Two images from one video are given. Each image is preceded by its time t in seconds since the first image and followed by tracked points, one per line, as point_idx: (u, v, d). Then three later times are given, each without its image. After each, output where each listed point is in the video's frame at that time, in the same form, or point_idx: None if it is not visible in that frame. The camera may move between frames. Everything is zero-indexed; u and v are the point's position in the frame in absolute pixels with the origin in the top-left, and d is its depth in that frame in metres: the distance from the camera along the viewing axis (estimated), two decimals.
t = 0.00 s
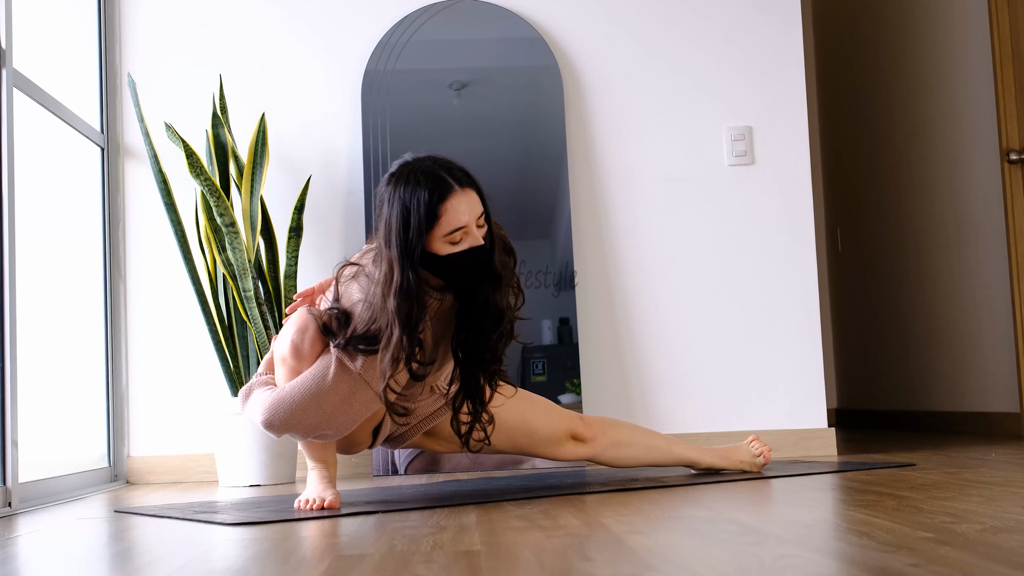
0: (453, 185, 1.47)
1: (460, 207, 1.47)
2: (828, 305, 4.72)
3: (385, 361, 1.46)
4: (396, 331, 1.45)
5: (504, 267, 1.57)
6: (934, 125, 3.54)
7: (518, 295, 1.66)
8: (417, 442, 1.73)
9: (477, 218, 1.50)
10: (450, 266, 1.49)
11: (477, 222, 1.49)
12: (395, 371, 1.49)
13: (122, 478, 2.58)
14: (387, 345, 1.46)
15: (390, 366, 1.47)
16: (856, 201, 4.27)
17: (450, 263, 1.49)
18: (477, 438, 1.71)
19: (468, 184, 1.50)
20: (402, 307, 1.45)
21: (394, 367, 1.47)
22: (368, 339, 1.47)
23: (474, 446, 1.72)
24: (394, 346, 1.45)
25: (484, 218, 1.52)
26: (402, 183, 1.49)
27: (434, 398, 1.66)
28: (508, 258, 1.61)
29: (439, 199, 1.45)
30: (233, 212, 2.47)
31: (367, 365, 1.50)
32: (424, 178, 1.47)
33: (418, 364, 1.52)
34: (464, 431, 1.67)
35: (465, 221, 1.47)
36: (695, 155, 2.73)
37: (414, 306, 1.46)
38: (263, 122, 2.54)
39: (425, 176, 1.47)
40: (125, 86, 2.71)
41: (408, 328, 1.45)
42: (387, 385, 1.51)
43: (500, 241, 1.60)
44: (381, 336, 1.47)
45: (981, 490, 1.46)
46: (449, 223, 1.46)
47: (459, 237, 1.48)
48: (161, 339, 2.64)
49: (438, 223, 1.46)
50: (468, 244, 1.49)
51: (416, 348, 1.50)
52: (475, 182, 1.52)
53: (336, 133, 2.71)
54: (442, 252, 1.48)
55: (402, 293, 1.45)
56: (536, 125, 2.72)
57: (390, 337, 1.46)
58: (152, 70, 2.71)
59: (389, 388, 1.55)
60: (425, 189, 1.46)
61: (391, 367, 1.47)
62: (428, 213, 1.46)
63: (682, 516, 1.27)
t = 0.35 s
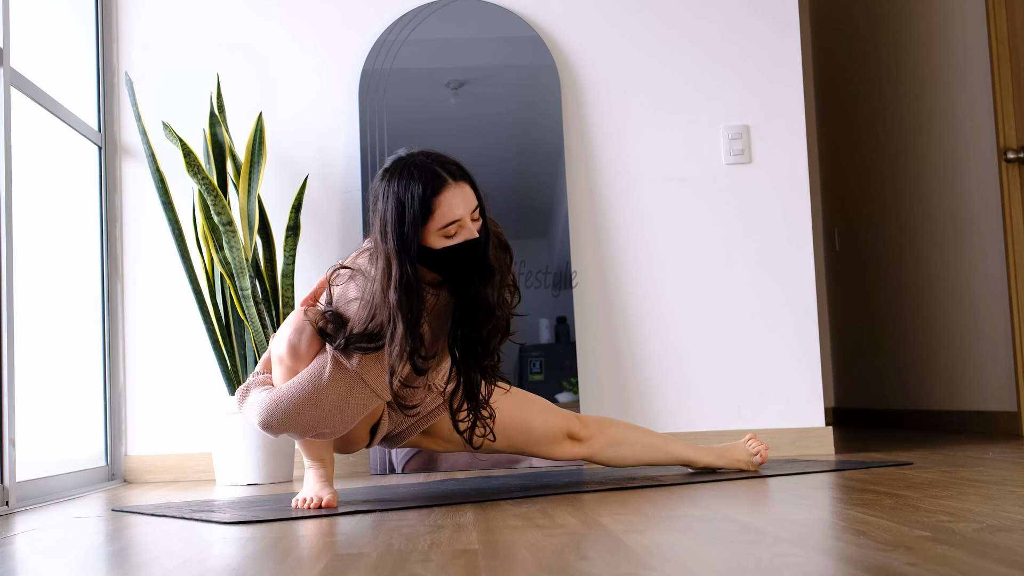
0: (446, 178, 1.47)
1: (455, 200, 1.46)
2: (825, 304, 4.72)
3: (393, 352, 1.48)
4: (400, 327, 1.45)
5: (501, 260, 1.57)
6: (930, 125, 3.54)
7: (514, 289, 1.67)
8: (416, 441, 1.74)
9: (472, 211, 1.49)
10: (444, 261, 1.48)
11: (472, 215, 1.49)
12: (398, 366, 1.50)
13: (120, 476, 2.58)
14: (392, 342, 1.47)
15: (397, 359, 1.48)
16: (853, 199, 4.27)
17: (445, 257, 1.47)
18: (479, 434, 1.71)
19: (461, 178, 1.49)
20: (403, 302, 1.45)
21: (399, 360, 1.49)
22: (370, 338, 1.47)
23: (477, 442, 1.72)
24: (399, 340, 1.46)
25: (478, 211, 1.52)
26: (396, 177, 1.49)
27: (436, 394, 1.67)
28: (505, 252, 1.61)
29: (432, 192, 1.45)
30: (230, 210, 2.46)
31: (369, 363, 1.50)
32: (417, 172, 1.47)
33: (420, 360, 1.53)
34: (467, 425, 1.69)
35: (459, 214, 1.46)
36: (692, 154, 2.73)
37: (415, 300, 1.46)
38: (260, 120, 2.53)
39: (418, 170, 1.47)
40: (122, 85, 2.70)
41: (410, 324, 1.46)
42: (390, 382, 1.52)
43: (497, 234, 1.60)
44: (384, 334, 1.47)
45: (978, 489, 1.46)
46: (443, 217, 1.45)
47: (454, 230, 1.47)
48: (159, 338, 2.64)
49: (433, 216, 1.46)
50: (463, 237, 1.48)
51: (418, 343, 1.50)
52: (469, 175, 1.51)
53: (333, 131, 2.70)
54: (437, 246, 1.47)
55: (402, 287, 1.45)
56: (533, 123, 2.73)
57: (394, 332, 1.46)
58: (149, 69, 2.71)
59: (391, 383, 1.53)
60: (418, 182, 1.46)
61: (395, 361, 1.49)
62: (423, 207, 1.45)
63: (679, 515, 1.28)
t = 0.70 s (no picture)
0: (442, 175, 1.47)
1: (451, 197, 1.47)
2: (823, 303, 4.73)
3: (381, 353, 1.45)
4: (390, 324, 1.44)
5: (497, 256, 1.58)
6: (927, 124, 3.55)
7: (511, 286, 1.67)
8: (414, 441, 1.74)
9: (468, 208, 1.49)
10: (441, 258, 1.48)
11: (468, 212, 1.49)
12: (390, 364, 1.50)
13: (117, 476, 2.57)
14: (381, 337, 1.45)
15: (385, 356, 1.46)
16: (851, 198, 4.27)
17: (441, 254, 1.48)
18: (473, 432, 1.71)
19: (457, 175, 1.49)
20: (396, 300, 1.44)
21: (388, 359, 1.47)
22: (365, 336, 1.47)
23: (470, 440, 1.71)
24: (388, 337, 1.44)
25: (474, 207, 1.52)
26: (392, 174, 1.49)
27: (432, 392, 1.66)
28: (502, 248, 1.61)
29: (428, 189, 1.45)
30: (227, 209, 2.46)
31: (363, 361, 1.50)
32: (413, 169, 1.47)
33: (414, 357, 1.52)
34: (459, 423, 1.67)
35: (455, 211, 1.47)
36: (690, 153, 2.73)
37: (407, 297, 1.45)
38: (257, 119, 2.53)
39: (414, 167, 1.47)
40: (120, 83, 2.70)
41: (400, 320, 1.44)
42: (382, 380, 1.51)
43: (494, 231, 1.60)
44: (377, 333, 1.46)
45: (975, 488, 1.46)
46: (439, 213, 1.46)
47: (450, 228, 1.47)
48: (156, 337, 2.64)
49: (428, 214, 1.46)
50: (459, 234, 1.48)
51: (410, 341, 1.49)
52: (464, 172, 1.51)
53: (331, 130, 2.70)
54: (433, 243, 1.47)
55: (395, 284, 1.45)
56: (531, 123, 2.73)
57: (384, 330, 1.45)
58: (147, 68, 2.70)
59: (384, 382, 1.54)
60: (414, 179, 1.46)
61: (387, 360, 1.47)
62: (419, 204, 1.45)
63: (677, 514, 1.28)
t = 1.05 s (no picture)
0: (440, 175, 1.47)
1: (450, 197, 1.46)
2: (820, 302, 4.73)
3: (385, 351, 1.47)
4: (390, 324, 1.44)
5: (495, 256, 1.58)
6: (925, 123, 3.55)
7: (510, 287, 1.67)
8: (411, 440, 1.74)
9: (467, 208, 1.49)
10: (439, 258, 1.48)
11: (467, 212, 1.49)
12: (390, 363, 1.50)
13: (114, 475, 2.58)
14: (382, 339, 1.46)
15: (387, 357, 1.47)
16: (848, 197, 4.27)
17: (439, 254, 1.48)
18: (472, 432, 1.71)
19: (457, 176, 1.49)
20: (395, 299, 1.44)
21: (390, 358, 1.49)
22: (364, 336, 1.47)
23: (469, 440, 1.72)
24: (389, 337, 1.45)
25: (473, 208, 1.52)
26: (391, 174, 1.49)
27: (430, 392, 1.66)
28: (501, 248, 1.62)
29: (426, 189, 1.45)
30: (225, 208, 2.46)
31: (361, 360, 1.50)
32: (412, 169, 1.47)
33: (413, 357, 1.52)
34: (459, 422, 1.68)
35: (454, 211, 1.46)
36: (688, 151, 2.73)
37: (406, 297, 1.45)
38: (254, 118, 2.53)
39: (413, 167, 1.47)
40: (117, 82, 2.69)
41: (401, 321, 1.45)
42: (382, 379, 1.52)
43: (492, 230, 1.60)
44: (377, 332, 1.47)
45: (972, 487, 1.46)
46: (437, 214, 1.45)
47: (448, 228, 1.47)
48: (153, 336, 2.63)
49: (427, 213, 1.46)
50: (457, 234, 1.48)
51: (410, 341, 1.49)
52: (463, 171, 1.51)
53: (328, 129, 2.70)
54: (431, 243, 1.47)
55: (394, 284, 1.44)
56: (529, 122, 2.73)
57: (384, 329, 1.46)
58: (143, 67, 2.70)
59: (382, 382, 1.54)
60: (413, 179, 1.45)
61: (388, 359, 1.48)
62: (417, 205, 1.45)
63: (675, 513, 1.27)
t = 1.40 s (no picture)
0: (438, 179, 1.45)
1: (447, 201, 1.45)
2: (817, 301, 4.73)
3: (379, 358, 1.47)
4: (386, 328, 1.44)
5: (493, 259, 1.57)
6: (922, 123, 3.55)
7: (509, 287, 1.66)
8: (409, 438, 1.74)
9: (465, 211, 1.48)
10: (435, 261, 1.47)
11: (464, 215, 1.47)
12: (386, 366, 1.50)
13: (112, 473, 2.59)
14: (378, 341, 1.46)
15: (382, 361, 1.47)
16: (845, 197, 4.27)
17: (436, 257, 1.47)
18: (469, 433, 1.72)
19: (455, 179, 1.48)
20: (390, 303, 1.44)
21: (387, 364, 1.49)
22: (360, 339, 1.47)
23: (465, 441, 1.73)
24: (385, 341, 1.45)
25: (471, 211, 1.50)
26: (388, 176, 1.48)
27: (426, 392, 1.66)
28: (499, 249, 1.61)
29: (423, 193, 1.43)
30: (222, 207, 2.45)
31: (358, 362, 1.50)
32: (409, 172, 1.45)
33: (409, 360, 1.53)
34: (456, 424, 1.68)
35: (450, 215, 1.45)
36: (686, 150, 2.73)
37: (402, 300, 1.44)
38: (252, 117, 2.52)
39: (410, 170, 1.46)
40: (114, 81, 2.69)
41: (397, 324, 1.45)
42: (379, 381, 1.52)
43: (490, 232, 1.59)
44: (373, 336, 1.47)
45: (969, 486, 1.46)
46: (434, 218, 1.44)
47: (445, 232, 1.45)
48: (150, 335, 2.63)
49: (423, 218, 1.44)
50: (454, 238, 1.47)
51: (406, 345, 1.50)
52: (460, 174, 1.50)
53: (325, 127, 2.69)
54: (428, 247, 1.46)
55: (390, 288, 1.44)
56: (526, 120, 2.73)
57: (380, 333, 1.46)
58: (141, 65, 2.69)
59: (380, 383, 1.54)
60: (409, 183, 1.44)
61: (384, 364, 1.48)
62: (414, 208, 1.44)
63: (672, 512, 1.27)
